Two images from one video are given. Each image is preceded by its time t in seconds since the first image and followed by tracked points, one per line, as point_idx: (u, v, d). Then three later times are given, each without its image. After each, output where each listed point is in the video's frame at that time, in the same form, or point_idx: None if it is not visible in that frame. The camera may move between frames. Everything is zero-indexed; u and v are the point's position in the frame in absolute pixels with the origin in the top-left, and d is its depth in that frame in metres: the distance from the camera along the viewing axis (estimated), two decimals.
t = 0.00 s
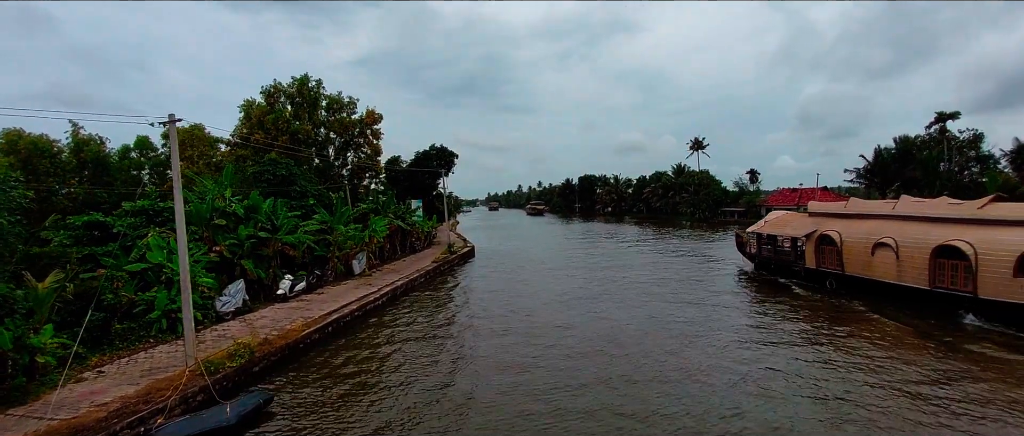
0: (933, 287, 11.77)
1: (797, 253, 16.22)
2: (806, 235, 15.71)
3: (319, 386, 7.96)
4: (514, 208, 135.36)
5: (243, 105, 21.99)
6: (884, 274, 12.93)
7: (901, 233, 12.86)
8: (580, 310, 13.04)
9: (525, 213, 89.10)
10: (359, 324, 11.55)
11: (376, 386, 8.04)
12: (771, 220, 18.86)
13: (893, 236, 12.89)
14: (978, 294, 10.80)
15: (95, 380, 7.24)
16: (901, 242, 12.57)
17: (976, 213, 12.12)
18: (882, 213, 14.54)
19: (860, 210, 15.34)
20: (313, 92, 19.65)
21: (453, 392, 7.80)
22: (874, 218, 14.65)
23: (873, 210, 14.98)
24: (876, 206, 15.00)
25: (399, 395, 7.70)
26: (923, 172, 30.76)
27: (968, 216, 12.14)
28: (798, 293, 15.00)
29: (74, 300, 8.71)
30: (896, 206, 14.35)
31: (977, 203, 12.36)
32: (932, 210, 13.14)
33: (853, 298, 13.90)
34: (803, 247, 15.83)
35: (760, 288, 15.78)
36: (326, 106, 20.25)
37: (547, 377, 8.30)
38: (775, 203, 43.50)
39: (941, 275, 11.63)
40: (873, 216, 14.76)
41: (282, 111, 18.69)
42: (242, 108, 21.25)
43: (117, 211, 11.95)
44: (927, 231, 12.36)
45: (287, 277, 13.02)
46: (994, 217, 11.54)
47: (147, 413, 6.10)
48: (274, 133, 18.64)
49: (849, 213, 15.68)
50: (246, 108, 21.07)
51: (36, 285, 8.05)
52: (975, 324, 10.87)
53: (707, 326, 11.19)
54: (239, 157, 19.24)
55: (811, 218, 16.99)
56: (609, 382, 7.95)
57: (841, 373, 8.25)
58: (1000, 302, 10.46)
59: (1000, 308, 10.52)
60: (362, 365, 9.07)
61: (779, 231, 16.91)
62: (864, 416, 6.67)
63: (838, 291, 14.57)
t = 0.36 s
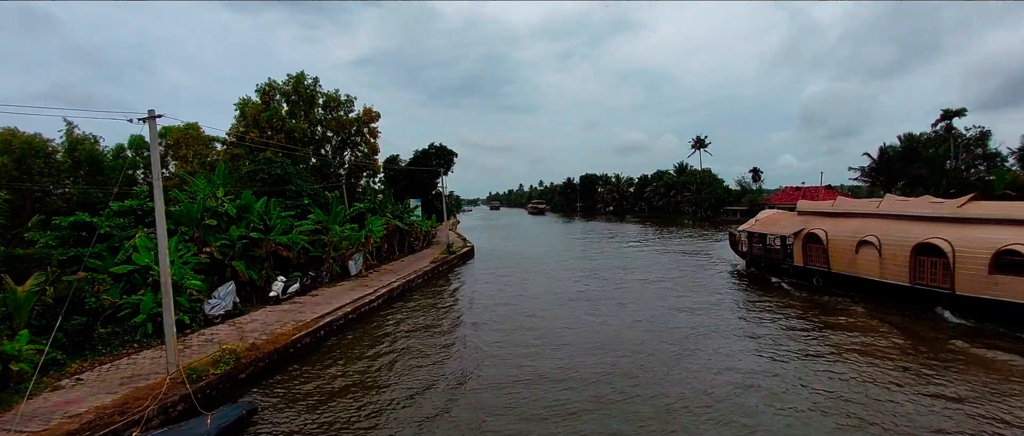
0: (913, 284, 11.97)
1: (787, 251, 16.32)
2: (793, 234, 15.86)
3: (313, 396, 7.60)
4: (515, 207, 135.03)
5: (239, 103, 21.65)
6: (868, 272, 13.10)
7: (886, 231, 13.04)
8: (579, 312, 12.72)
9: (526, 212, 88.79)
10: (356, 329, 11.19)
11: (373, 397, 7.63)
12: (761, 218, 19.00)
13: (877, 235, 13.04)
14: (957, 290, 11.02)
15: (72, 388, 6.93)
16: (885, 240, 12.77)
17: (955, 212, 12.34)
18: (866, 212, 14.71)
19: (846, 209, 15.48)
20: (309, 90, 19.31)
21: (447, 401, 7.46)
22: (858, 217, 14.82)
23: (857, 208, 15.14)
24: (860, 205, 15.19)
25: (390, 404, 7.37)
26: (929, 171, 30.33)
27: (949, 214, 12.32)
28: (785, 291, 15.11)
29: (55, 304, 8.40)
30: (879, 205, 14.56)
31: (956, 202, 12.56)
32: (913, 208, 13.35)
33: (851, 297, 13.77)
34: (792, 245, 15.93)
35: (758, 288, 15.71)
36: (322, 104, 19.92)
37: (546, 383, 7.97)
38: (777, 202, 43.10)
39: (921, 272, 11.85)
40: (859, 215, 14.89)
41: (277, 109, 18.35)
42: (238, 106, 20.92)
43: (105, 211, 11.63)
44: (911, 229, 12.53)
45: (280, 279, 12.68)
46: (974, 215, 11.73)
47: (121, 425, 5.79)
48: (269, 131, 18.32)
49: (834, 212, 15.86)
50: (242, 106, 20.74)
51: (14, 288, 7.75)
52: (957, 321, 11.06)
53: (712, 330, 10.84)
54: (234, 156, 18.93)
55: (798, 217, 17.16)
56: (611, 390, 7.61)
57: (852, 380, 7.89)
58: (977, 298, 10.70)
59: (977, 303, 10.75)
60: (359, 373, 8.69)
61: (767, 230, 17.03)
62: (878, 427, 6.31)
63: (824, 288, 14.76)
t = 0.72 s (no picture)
0: (893, 281, 12.49)
1: (773, 250, 16.81)
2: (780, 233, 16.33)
3: (306, 406, 7.26)
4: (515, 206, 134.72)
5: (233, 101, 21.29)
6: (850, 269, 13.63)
7: (868, 230, 13.57)
8: (577, 314, 12.45)
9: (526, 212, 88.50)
10: (349, 333, 10.86)
11: (368, 406, 7.30)
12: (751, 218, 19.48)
13: (859, 233, 13.60)
14: (934, 287, 11.52)
15: (46, 397, 6.61)
16: (866, 238, 13.32)
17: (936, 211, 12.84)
18: (850, 212, 15.24)
19: (831, 209, 16.00)
20: (303, 88, 19.00)
21: (439, 411, 7.13)
22: (843, 217, 15.36)
23: (842, 208, 15.65)
24: (845, 205, 15.74)
25: (380, 413, 7.05)
26: (933, 169, 29.96)
27: (930, 213, 12.82)
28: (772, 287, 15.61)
29: (32, 309, 8.08)
30: (862, 205, 15.13)
31: (935, 202, 13.10)
32: (894, 208, 13.91)
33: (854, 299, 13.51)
34: (778, 244, 16.45)
35: (756, 288, 15.59)
36: (318, 102, 19.63)
37: (543, 392, 7.65)
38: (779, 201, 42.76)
39: (901, 270, 12.37)
40: (843, 215, 15.40)
41: (270, 107, 18.04)
42: (231, 104, 20.58)
43: (90, 212, 11.30)
44: (893, 229, 13.03)
45: (271, 281, 12.32)
46: (952, 213, 12.24)
47: None
48: (263, 130, 18.06)
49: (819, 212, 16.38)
50: (236, 104, 20.40)
51: None
52: (931, 315, 11.57)
53: (714, 333, 10.55)
54: (228, 156, 18.60)
55: (785, 217, 17.66)
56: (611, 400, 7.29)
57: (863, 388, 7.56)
58: (953, 294, 11.20)
59: (952, 299, 11.26)
60: (353, 380, 8.33)
61: (754, 229, 17.45)
62: None
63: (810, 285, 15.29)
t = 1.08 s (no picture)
0: (874, 279, 12.76)
1: (761, 249, 17.12)
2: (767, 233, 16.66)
3: (298, 422, 6.79)
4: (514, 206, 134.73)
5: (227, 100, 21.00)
6: (833, 267, 13.91)
7: (850, 230, 13.83)
8: (575, 317, 12.17)
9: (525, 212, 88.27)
10: (342, 340, 10.41)
11: (365, 420, 6.88)
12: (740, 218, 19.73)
13: (842, 233, 13.88)
14: (912, 284, 11.79)
15: (17, 409, 6.29)
16: (849, 238, 13.57)
17: (914, 211, 13.14)
18: (834, 211, 15.49)
19: (816, 209, 16.22)
20: (296, 86, 18.71)
21: (429, 423, 6.80)
22: (827, 215, 15.62)
23: (826, 207, 15.88)
24: (829, 203, 16.00)
25: (367, 425, 6.73)
26: (935, 169, 29.68)
27: (910, 213, 13.07)
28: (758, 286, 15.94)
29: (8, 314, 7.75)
30: (845, 204, 15.40)
31: (915, 202, 13.31)
32: (875, 207, 14.19)
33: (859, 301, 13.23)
34: (766, 243, 16.75)
35: (754, 289, 15.45)
36: (313, 101, 19.31)
37: (540, 401, 7.33)
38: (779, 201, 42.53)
39: (881, 268, 12.63)
40: (827, 214, 15.66)
41: (263, 107, 17.75)
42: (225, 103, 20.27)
43: (74, 213, 10.98)
44: (874, 228, 13.29)
45: (261, 284, 11.95)
46: (931, 213, 12.52)
47: None
48: (255, 129, 17.74)
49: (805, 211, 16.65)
50: (229, 104, 20.09)
51: None
52: (909, 312, 11.85)
53: (717, 338, 10.25)
54: (221, 156, 18.28)
55: (772, 216, 17.93)
56: (610, 410, 6.97)
57: (873, 397, 7.23)
58: (929, 291, 11.48)
59: (928, 296, 11.54)
60: (347, 393, 7.87)
61: (742, 229, 17.74)
62: None
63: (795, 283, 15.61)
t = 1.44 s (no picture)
0: (853, 276, 12.81)
1: (746, 247, 17.16)
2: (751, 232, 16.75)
3: None
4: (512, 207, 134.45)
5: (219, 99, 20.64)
6: (814, 265, 13.96)
7: (829, 228, 13.92)
8: (571, 320, 11.83)
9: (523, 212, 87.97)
10: (333, 350, 9.84)
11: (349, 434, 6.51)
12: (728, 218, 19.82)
13: (822, 231, 13.95)
14: (887, 281, 11.87)
15: None
16: (828, 236, 13.64)
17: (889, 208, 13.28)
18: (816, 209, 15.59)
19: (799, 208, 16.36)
20: (286, 85, 18.39)
21: None
22: (809, 214, 15.69)
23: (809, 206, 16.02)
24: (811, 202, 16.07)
25: None
26: (936, 168, 29.34)
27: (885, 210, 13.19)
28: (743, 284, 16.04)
29: None
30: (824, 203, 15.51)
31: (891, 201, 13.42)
32: (853, 206, 14.30)
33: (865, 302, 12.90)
34: (750, 241, 16.81)
35: (753, 289, 15.18)
36: (305, 100, 18.94)
37: (535, 412, 6.96)
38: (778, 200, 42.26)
39: (859, 266, 12.68)
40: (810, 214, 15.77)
41: (253, 105, 17.41)
42: (217, 102, 19.89)
43: (53, 215, 10.56)
44: (852, 227, 13.38)
45: (248, 288, 11.53)
46: (904, 212, 12.63)
47: None
48: (244, 129, 17.36)
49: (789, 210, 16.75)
50: (221, 103, 19.71)
51: None
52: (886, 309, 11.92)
53: (721, 343, 9.86)
54: (211, 156, 17.90)
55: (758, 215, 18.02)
56: (609, 421, 6.60)
57: (885, 406, 6.87)
58: (902, 288, 11.58)
59: (903, 293, 11.60)
60: (343, 408, 7.29)
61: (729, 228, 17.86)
62: None
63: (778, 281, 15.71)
